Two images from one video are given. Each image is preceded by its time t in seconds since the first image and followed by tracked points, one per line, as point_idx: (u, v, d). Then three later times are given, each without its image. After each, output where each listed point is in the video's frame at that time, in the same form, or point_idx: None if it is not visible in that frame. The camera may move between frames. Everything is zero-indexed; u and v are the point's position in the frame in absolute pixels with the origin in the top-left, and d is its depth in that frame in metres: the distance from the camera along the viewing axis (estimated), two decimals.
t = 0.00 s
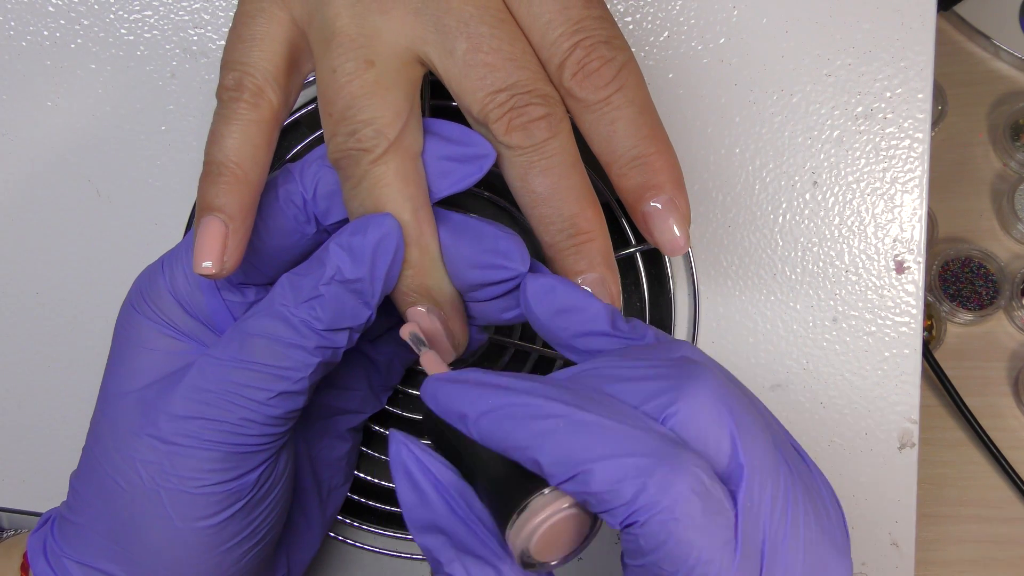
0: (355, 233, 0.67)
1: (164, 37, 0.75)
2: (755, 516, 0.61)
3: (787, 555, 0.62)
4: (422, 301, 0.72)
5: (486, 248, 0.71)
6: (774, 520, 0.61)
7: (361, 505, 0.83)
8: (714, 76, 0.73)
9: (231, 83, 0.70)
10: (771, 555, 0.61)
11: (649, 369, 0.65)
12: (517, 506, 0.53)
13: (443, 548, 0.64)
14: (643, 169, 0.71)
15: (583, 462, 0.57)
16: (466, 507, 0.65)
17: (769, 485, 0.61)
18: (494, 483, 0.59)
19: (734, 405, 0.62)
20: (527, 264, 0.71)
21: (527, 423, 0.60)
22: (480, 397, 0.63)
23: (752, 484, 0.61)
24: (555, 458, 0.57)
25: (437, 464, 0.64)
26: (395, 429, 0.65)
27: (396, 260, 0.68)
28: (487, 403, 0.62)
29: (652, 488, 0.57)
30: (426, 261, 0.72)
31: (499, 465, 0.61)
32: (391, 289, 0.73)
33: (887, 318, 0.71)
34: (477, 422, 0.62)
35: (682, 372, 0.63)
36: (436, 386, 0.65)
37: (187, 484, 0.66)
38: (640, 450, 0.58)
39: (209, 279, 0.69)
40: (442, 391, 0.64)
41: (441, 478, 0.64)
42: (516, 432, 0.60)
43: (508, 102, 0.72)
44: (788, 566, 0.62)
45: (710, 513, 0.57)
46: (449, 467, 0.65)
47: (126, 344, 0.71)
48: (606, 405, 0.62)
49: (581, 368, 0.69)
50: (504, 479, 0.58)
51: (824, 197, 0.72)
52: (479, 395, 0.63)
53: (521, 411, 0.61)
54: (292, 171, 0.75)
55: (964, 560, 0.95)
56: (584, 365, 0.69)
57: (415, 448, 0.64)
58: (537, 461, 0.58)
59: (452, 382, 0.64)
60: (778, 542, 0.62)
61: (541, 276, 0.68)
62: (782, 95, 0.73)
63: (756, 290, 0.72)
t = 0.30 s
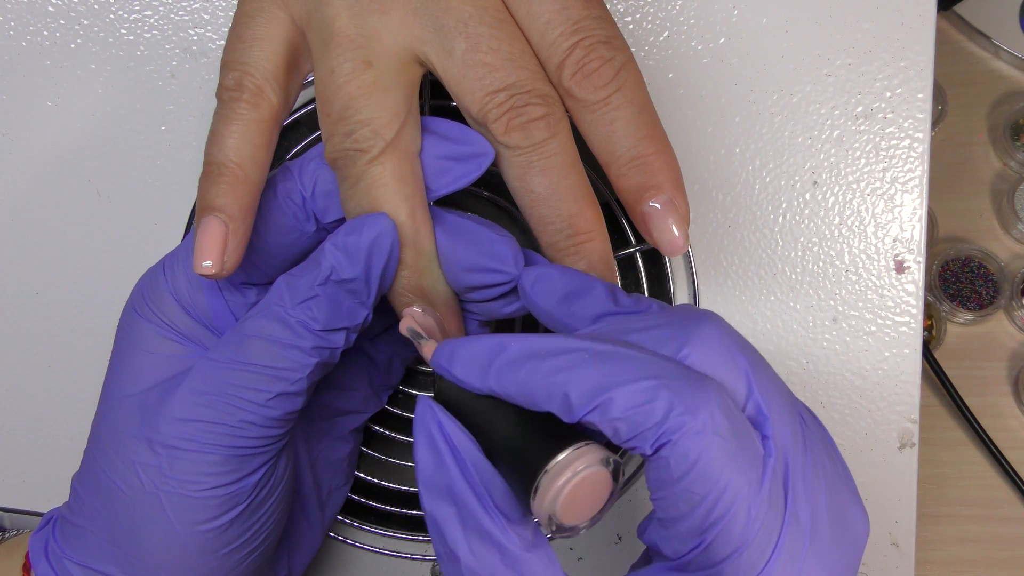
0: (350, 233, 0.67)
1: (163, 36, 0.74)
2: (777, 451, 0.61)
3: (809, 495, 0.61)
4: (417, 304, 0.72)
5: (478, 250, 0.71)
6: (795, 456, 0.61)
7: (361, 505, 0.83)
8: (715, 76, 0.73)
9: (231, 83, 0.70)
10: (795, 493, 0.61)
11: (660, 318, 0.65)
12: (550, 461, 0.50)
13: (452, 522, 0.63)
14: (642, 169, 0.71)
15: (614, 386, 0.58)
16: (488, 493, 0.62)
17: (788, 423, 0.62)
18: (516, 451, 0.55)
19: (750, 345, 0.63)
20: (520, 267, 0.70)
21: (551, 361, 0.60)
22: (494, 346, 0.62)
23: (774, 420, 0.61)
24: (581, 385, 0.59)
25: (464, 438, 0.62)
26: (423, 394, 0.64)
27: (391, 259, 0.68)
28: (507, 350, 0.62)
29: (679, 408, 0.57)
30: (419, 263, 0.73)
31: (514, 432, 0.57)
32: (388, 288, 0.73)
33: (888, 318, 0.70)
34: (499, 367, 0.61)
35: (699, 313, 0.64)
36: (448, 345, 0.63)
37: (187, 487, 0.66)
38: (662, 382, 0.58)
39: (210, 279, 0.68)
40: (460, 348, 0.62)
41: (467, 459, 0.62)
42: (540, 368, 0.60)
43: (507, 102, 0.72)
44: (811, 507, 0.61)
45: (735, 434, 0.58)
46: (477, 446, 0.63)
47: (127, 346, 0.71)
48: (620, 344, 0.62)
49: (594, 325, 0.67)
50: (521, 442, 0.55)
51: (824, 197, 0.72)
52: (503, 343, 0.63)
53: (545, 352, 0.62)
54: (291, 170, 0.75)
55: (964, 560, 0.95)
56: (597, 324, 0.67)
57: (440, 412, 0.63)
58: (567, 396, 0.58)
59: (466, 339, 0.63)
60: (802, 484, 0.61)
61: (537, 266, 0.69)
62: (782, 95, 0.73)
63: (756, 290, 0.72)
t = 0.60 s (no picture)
0: (351, 234, 0.67)
1: (163, 37, 0.74)
2: (757, 449, 0.60)
3: (794, 492, 0.60)
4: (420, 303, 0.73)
5: (479, 250, 0.71)
6: (778, 454, 0.60)
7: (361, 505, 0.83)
8: (715, 76, 0.73)
9: (231, 84, 0.70)
10: (777, 492, 0.60)
11: (644, 316, 0.65)
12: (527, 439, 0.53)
13: (439, 505, 0.62)
14: (643, 169, 0.71)
15: (582, 383, 0.58)
16: (476, 476, 0.62)
17: (771, 420, 0.61)
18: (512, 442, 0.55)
19: (729, 345, 0.62)
20: (523, 270, 0.70)
21: (525, 357, 0.61)
22: (470, 342, 0.62)
23: (753, 418, 0.61)
24: (551, 382, 0.59)
25: (452, 424, 0.62)
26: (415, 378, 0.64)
27: (391, 259, 0.68)
28: (483, 346, 0.62)
29: (644, 406, 0.58)
30: (422, 263, 0.73)
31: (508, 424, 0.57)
32: (390, 289, 0.73)
33: (888, 317, 0.70)
34: (477, 362, 0.62)
35: (676, 314, 0.64)
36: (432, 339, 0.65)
37: (189, 489, 0.66)
38: (631, 380, 0.59)
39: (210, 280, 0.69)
40: (441, 343, 0.64)
41: (456, 442, 0.62)
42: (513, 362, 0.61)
43: (508, 103, 0.72)
44: (796, 505, 0.60)
45: (703, 432, 0.57)
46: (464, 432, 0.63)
47: (129, 348, 0.71)
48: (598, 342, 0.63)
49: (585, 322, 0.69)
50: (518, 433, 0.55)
51: (824, 197, 0.72)
52: (479, 337, 0.63)
53: (521, 348, 0.63)
54: (291, 171, 0.75)
55: (964, 560, 0.95)
56: (585, 321, 0.68)
57: (430, 399, 0.63)
58: (537, 394, 0.59)
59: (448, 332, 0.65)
60: (787, 482, 0.60)
61: (538, 250, 0.70)
62: (782, 95, 0.73)
63: (756, 290, 0.72)
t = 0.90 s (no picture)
0: (353, 234, 0.67)
1: (164, 37, 0.75)
2: (756, 447, 0.60)
3: (792, 490, 0.60)
4: (422, 303, 0.73)
5: (479, 251, 0.71)
6: (777, 452, 0.61)
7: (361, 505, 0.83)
8: (715, 76, 0.73)
9: (232, 84, 0.70)
10: (774, 490, 0.60)
11: (648, 313, 0.65)
12: (525, 434, 0.54)
13: (440, 496, 0.63)
14: (642, 169, 0.71)
15: (580, 378, 0.58)
16: (476, 469, 0.62)
17: (770, 418, 0.61)
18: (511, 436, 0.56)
19: (731, 343, 0.62)
20: (523, 271, 0.70)
21: (526, 350, 0.61)
22: (472, 334, 0.63)
23: (753, 417, 0.61)
24: (551, 376, 0.59)
25: (454, 417, 0.63)
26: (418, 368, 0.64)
27: (393, 259, 0.68)
28: (486, 338, 0.63)
29: (643, 403, 0.58)
30: (422, 263, 0.73)
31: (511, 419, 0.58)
32: (390, 289, 0.73)
33: (888, 317, 0.71)
34: (478, 355, 0.62)
35: (678, 311, 0.64)
36: (435, 331, 0.65)
37: (192, 489, 0.66)
38: (631, 376, 0.59)
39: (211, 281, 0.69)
40: (444, 334, 0.64)
41: (458, 435, 0.63)
42: (515, 355, 0.61)
43: (508, 104, 0.73)
44: (794, 504, 0.60)
45: (701, 430, 0.58)
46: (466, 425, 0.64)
47: (131, 349, 0.71)
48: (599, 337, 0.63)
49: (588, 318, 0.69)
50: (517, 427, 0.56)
51: (824, 197, 0.72)
52: (482, 330, 0.63)
53: (523, 341, 0.63)
54: (291, 171, 0.75)
55: (964, 559, 0.95)
56: (589, 319, 0.69)
57: (432, 390, 0.63)
58: (536, 386, 0.59)
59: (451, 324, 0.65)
60: (785, 481, 0.61)
61: (537, 251, 0.70)
62: (782, 95, 0.73)
63: (756, 290, 0.72)
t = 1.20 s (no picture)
0: (354, 233, 0.67)
1: (164, 37, 0.75)
2: (756, 447, 0.60)
3: (793, 490, 0.60)
4: (421, 301, 0.73)
5: (478, 250, 0.72)
6: (777, 453, 0.61)
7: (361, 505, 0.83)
8: (715, 76, 0.73)
9: (232, 82, 0.70)
10: (774, 491, 0.60)
11: (650, 312, 0.65)
12: (524, 433, 0.54)
13: (440, 493, 0.63)
14: (636, 170, 0.71)
15: (580, 377, 0.58)
16: (476, 466, 0.62)
17: (771, 418, 0.61)
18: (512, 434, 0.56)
19: (733, 344, 0.62)
20: (521, 271, 0.71)
21: (527, 348, 0.61)
22: (475, 332, 0.64)
23: (754, 417, 0.61)
24: (552, 375, 0.59)
25: (456, 414, 0.63)
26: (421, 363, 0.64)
27: (394, 258, 0.68)
28: (488, 336, 0.63)
29: (643, 403, 0.58)
30: (422, 262, 0.72)
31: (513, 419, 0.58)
32: (390, 288, 0.74)
33: (888, 317, 0.71)
34: (480, 354, 0.62)
35: (680, 311, 0.64)
36: (440, 328, 0.66)
37: (192, 488, 0.66)
38: (633, 375, 0.59)
39: (211, 279, 0.69)
40: (448, 333, 0.65)
41: (459, 432, 0.63)
42: (516, 353, 0.61)
43: (503, 107, 0.72)
44: (794, 504, 0.60)
45: (701, 431, 0.58)
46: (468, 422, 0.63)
47: (131, 348, 0.71)
48: (602, 336, 0.63)
49: (590, 317, 0.69)
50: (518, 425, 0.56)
51: (824, 197, 0.72)
52: (484, 328, 0.64)
53: (524, 340, 0.63)
54: (291, 170, 0.75)
55: (964, 559, 0.95)
56: (592, 317, 0.69)
57: (434, 385, 0.63)
58: (537, 386, 0.59)
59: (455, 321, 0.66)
60: (785, 481, 0.61)
61: (534, 252, 0.71)
62: (782, 95, 0.73)
63: (756, 290, 0.72)
